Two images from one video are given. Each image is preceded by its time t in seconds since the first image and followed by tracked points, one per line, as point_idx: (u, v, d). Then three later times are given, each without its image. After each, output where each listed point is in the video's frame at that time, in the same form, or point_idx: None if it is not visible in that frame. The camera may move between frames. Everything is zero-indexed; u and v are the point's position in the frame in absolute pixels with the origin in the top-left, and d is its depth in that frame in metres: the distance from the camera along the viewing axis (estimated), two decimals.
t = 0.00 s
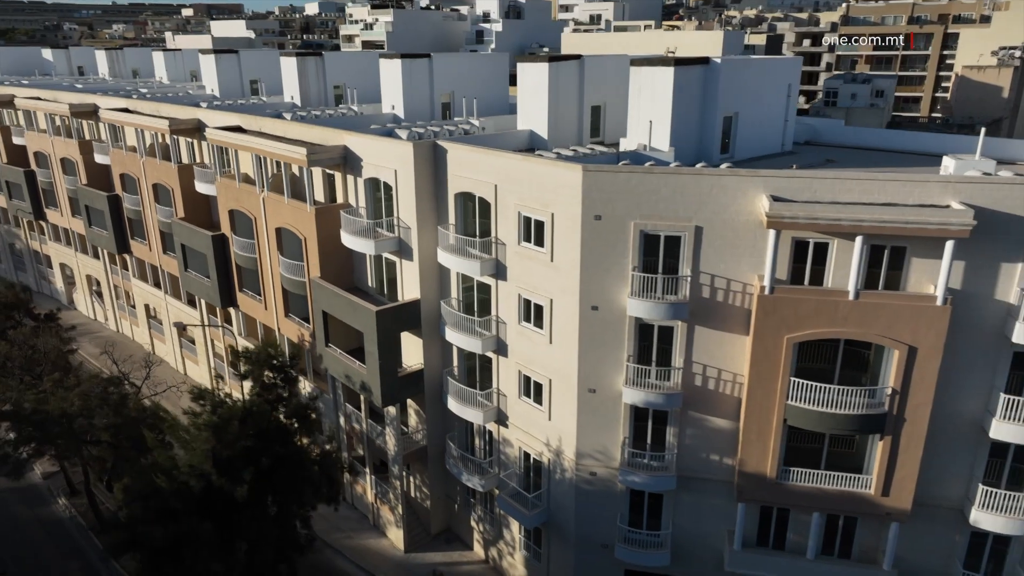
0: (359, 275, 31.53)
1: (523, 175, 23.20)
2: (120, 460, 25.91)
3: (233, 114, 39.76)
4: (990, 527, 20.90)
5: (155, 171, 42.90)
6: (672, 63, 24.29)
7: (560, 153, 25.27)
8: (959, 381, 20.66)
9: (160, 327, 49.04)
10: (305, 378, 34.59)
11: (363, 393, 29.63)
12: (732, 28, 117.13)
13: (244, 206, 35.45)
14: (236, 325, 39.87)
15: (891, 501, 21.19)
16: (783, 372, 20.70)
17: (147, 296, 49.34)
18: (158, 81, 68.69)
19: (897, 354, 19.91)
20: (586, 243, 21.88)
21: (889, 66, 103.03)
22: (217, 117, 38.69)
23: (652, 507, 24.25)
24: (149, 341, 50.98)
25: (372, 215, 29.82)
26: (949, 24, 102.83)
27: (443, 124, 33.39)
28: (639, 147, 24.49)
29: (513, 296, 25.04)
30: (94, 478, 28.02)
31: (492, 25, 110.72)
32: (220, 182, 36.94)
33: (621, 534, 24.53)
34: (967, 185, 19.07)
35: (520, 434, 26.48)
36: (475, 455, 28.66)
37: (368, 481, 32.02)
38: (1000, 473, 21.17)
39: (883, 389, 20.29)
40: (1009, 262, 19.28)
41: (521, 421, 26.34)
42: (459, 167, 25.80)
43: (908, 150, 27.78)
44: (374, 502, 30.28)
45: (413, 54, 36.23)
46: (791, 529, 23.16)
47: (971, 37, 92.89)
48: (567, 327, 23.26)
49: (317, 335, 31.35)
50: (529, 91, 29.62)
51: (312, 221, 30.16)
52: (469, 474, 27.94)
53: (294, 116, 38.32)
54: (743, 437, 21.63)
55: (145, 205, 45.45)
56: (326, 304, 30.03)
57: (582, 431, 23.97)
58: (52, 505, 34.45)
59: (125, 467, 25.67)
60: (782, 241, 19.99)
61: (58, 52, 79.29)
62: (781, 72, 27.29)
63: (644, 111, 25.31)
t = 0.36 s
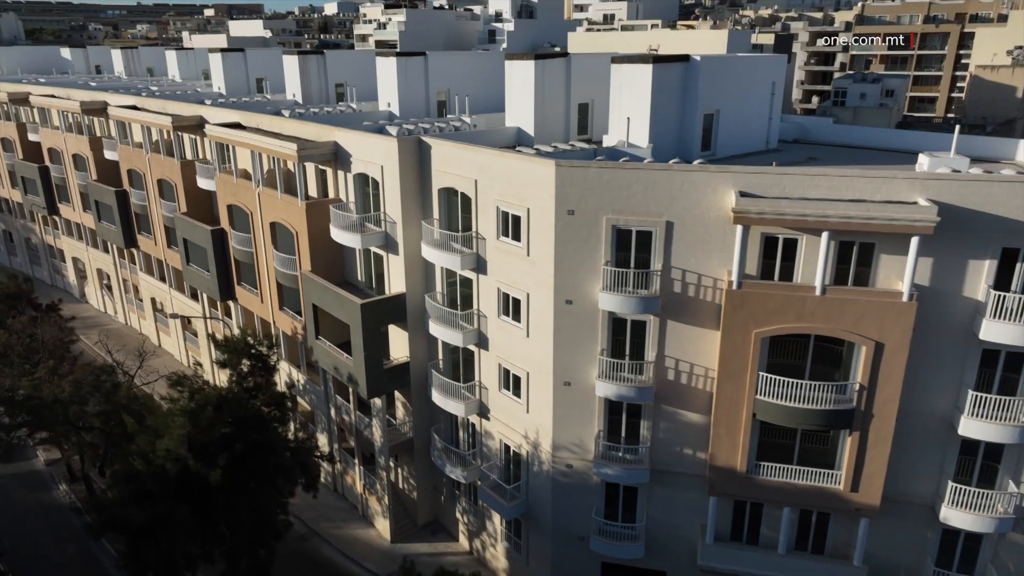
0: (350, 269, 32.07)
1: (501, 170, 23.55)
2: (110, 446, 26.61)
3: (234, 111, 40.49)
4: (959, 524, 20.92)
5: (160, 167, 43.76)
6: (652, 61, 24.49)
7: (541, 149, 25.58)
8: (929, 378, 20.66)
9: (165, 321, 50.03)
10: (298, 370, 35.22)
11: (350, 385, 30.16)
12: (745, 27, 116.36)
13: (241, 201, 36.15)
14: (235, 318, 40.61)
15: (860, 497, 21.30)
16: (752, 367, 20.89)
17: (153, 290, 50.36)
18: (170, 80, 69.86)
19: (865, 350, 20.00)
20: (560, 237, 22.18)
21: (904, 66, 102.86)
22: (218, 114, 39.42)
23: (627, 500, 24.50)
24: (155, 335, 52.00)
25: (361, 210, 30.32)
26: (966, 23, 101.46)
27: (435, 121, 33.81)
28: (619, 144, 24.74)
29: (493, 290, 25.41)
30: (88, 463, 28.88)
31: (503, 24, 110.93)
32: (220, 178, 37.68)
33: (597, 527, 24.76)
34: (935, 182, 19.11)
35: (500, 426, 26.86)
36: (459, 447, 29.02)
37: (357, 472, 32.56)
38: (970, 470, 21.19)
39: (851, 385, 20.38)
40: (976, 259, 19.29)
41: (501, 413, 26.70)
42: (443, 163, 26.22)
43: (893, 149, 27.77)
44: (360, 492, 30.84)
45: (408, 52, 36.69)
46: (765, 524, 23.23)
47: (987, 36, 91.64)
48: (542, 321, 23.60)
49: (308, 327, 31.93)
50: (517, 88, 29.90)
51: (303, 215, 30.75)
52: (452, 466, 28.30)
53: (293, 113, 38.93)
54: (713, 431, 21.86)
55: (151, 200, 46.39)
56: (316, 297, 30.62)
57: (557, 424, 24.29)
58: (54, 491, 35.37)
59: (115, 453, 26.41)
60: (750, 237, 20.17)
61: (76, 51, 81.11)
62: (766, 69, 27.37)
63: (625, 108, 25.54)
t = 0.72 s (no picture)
0: (345, 262, 32.62)
1: (484, 164, 23.89)
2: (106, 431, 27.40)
3: (238, 107, 41.23)
4: (934, 518, 20.96)
5: (168, 162, 44.67)
6: (636, 57, 24.69)
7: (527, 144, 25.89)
8: (904, 373, 20.69)
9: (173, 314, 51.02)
10: (296, 362, 35.87)
11: (342, 375, 30.69)
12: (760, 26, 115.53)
13: (242, 195, 36.85)
14: (238, 310, 41.35)
15: (836, 491, 21.39)
16: (726, 359, 21.06)
17: (162, 284, 51.37)
18: (184, 78, 71.06)
19: (838, 344, 20.09)
20: (540, 230, 22.50)
21: (922, 65, 101.65)
22: (223, 110, 40.19)
23: (607, 491, 24.76)
24: (164, 327, 53.02)
25: (354, 204, 30.83)
26: (986, 22, 99.97)
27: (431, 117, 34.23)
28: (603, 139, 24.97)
29: (478, 283, 25.77)
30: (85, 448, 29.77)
31: (517, 24, 111.05)
32: (223, 173, 38.42)
33: (578, 517, 24.99)
34: (907, 176, 19.16)
35: (486, 417, 27.22)
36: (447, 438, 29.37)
37: (350, 462, 33.10)
38: (946, 465, 21.18)
39: (824, 378, 20.49)
40: (949, 253, 19.32)
41: (486, 405, 27.06)
42: (431, 157, 26.62)
43: (883, 146, 27.79)
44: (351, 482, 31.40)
45: (407, 49, 37.15)
46: (743, 517, 23.29)
47: (1006, 35, 90.26)
48: (523, 313, 23.93)
49: (303, 319, 32.53)
50: (508, 84, 30.23)
51: (299, 209, 31.35)
52: (439, 456, 28.68)
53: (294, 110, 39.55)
54: (689, 423, 22.07)
55: (160, 195, 47.36)
56: (310, 290, 31.21)
57: (538, 415, 24.62)
58: (59, 476, 36.29)
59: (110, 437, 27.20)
60: (724, 230, 20.34)
61: (95, 50, 82.74)
62: (754, 66, 27.50)
63: (610, 104, 25.77)
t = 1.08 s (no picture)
0: (345, 255, 33.28)
1: (474, 158, 24.31)
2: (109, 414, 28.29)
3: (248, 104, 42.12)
4: (914, 513, 20.97)
5: (180, 158, 45.72)
6: (625, 53, 25.00)
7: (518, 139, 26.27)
8: (884, 367, 20.72)
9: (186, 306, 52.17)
10: (299, 352, 36.62)
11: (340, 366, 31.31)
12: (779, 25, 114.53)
13: (248, 188, 37.68)
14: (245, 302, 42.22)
15: (815, 483, 21.53)
16: (705, 351, 21.30)
17: (176, 276, 52.57)
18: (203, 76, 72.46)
19: (816, 337, 20.23)
20: (526, 222, 22.89)
21: (943, 65, 100.16)
22: (232, 107, 41.09)
23: (593, 481, 25.10)
24: (177, 319, 54.22)
25: (353, 197, 31.45)
26: (1010, 20, 98.17)
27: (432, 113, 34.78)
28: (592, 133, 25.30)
29: (469, 275, 26.23)
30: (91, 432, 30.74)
31: (533, 23, 111.32)
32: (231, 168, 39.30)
33: (563, 507, 25.31)
34: (885, 170, 19.24)
35: (477, 408, 27.67)
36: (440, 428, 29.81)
37: (349, 451, 33.74)
38: (926, 460, 21.20)
39: (803, 370, 20.63)
40: (928, 247, 19.38)
41: (477, 395, 27.51)
42: (425, 151, 27.11)
43: (876, 143, 27.85)
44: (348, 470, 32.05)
45: (410, 47, 37.75)
46: (727, 509, 23.52)
47: None
48: (511, 304, 24.34)
49: (304, 310, 33.25)
50: (505, 80, 30.64)
51: (300, 202, 32.06)
52: (432, 445, 29.16)
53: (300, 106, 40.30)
54: (670, 413, 22.33)
55: (173, 190, 48.48)
56: (310, 281, 31.91)
57: (525, 405, 25.02)
58: (68, 461, 37.36)
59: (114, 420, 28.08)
60: (703, 223, 20.58)
61: (119, 49, 84.58)
62: (746, 62, 27.67)
63: (601, 99, 26.09)
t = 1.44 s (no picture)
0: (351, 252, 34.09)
1: (469, 156, 24.90)
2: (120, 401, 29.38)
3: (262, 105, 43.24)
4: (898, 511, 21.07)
5: (198, 158, 47.02)
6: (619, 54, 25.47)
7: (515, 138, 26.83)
8: (868, 365, 20.85)
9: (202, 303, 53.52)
10: (306, 347, 37.51)
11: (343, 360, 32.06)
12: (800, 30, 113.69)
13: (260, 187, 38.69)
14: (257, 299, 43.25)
15: (798, 480, 21.75)
16: (690, 346, 21.64)
17: (193, 274, 53.96)
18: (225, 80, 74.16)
19: (798, 333, 20.47)
20: (517, 219, 23.43)
21: (968, 69, 98.66)
22: (247, 108, 42.23)
23: (583, 475, 25.51)
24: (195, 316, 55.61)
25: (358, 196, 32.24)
26: None
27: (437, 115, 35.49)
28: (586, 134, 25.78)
29: (465, 272, 26.81)
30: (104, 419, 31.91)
31: (553, 28, 111.92)
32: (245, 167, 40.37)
33: (554, 500, 25.72)
34: (867, 170, 19.45)
35: (473, 402, 28.23)
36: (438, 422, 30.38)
37: (352, 444, 34.49)
38: (910, 459, 21.28)
39: (786, 367, 20.87)
40: (909, 246, 19.52)
41: (473, 390, 28.07)
42: (424, 151, 27.77)
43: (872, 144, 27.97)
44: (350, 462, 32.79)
45: (419, 50, 38.55)
46: (714, 505, 23.76)
47: None
48: (503, 299, 24.87)
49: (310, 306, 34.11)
50: (506, 82, 31.22)
51: (307, 200, 32.94)
52: (429, 439, 29.76)
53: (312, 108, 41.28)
54: (656, 408, 22.70)
55: (191, 189, 49.83)
56: (315, 277, 32.77)
57: (517, 399, 25.52)
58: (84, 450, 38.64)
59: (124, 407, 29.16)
60: (687, 220, 20.95)
61: (146, 54, 86.76)
62: (743, 64, 27.97)
63: (597, 100, 26.56)
